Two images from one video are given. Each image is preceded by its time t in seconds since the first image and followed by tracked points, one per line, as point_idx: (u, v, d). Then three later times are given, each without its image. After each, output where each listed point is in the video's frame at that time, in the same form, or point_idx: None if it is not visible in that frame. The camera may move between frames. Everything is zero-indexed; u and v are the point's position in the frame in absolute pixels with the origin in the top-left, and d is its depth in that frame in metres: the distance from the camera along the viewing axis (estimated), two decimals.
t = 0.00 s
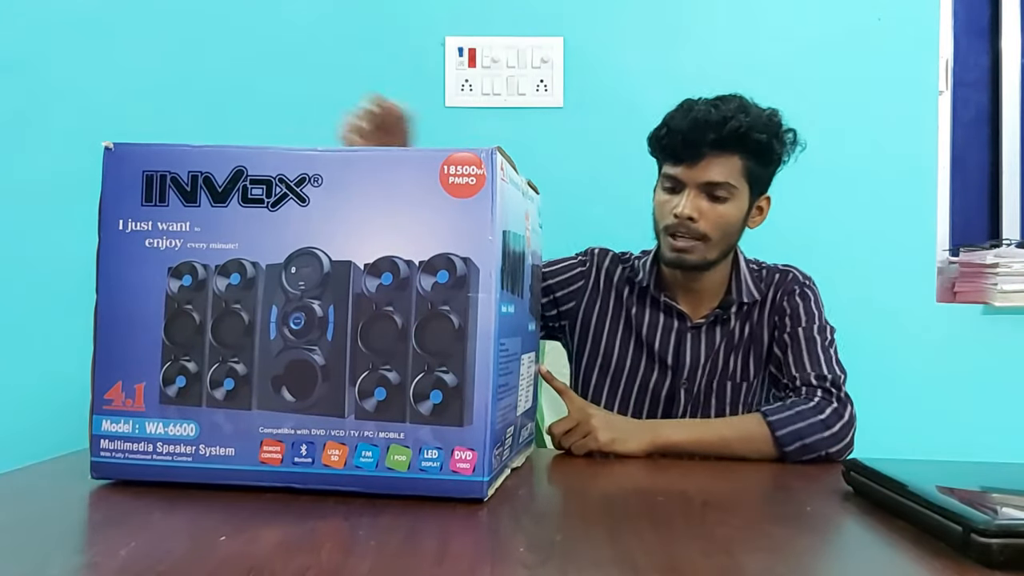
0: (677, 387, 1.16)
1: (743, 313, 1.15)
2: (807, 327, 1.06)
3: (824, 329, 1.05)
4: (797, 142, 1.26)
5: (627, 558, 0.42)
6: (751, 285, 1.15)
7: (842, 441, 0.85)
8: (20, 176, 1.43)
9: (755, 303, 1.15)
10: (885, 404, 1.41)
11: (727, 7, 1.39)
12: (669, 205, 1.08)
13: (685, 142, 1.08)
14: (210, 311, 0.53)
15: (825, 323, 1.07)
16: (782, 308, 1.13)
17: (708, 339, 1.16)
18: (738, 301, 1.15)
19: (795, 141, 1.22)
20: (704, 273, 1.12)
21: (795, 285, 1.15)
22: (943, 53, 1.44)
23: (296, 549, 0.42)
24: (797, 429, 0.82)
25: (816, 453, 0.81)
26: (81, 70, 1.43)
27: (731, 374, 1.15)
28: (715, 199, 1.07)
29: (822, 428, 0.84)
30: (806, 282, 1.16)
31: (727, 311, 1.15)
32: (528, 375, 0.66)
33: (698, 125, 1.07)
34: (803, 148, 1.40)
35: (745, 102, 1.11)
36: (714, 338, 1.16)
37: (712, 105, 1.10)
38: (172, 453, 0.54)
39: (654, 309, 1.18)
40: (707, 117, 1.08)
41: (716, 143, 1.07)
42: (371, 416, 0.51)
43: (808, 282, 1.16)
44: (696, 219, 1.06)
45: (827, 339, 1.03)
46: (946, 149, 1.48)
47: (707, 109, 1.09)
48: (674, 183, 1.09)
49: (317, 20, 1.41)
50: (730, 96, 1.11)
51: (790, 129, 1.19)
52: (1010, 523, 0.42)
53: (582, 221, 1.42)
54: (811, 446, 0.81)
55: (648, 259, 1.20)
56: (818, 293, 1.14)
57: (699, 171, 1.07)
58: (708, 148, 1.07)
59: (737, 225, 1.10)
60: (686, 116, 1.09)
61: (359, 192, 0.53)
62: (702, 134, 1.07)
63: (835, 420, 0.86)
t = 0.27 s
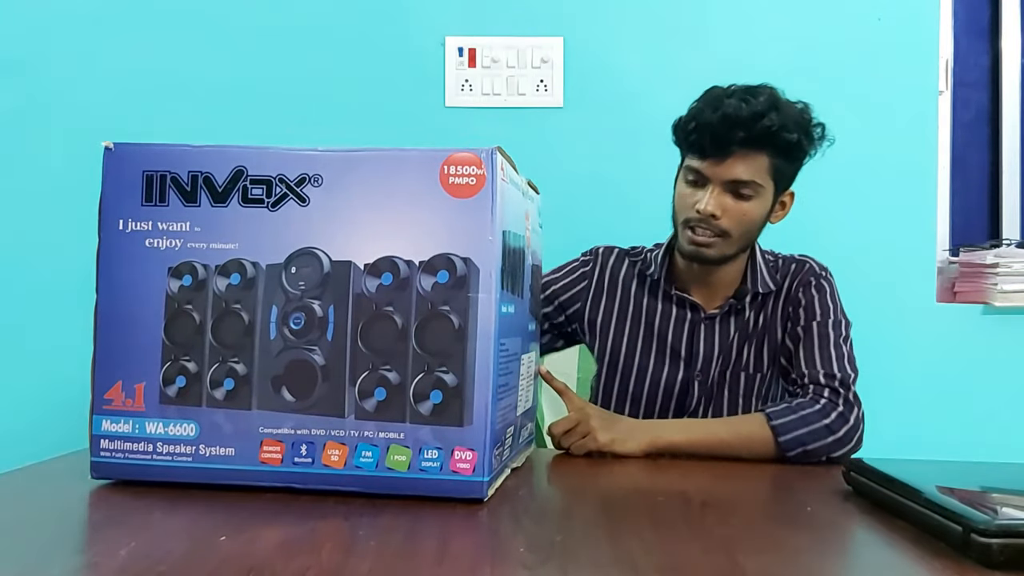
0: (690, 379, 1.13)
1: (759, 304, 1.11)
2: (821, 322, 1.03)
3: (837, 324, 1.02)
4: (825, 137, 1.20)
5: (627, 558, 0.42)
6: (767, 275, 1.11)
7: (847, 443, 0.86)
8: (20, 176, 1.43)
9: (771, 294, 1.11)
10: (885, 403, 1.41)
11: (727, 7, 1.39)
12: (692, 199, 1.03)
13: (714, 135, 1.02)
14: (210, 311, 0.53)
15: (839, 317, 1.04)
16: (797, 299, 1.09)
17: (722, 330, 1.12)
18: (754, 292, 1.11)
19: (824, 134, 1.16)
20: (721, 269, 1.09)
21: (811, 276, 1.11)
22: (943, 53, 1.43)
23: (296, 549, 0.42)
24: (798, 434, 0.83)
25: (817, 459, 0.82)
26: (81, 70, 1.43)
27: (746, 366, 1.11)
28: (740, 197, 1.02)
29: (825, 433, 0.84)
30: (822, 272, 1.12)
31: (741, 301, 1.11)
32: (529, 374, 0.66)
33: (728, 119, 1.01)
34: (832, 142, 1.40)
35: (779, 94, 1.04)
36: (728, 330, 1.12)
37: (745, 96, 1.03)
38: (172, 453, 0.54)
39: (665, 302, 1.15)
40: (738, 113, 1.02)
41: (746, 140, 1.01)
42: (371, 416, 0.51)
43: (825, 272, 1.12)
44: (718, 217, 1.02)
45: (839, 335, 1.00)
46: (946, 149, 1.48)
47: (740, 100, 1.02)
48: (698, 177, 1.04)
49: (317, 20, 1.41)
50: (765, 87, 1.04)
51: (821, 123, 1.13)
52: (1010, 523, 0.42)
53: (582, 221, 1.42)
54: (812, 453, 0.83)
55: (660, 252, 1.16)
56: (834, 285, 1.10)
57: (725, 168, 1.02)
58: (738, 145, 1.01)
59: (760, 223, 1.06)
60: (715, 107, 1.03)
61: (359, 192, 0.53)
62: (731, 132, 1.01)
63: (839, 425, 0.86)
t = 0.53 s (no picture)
0: (693, 378, 1.12)
1: (759, 300, 1.11)
2: (825, 318, 1.02)
3: (843, 321, 1.02)
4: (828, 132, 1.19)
5: (627, 558, 0.42)
6: (768, 273, 1.11)
7: (852, 439, 0.86)
8: (20, 176, 1.42)
9: (772, 290, 1.11)
10: (885, 403, 1.41)
11: (727, 7, 1.39)
12: (692, 196, 1.02)
13: (715, 134, 1.00)
14: (210, 311, 0.53)
15: (846, 315, 1.03)
16: (800, 296, 1.09)
17: (724, 328, 1.12)
18: (754, 288, 1.11)
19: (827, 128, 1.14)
20: (721, 265, 1.08)
21: (815, 273, 1.10)
22: (943, 53, 1.43)
23: (296, 549, 0.42)
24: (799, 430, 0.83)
25: (819, 456, 0.82)
26: (81, 70, 1.43)
27: (749, 364, 1.11)
28: (740, 195, 1.01)
29: (827, 430, 0.84)
30: (827, 270, 1.10)
31: (742, 297, 1.11)
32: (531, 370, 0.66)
33: (729, 118, 0.99)
34: (836, 136, 1.39)
35: (781, 91, 1.02)
36: (730, 327, 1.12)
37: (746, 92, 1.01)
38: (172, 453, 0.54)
39: (666, 303, 1.14)
40: (739, 110, 0.99)
41: (746, 139, 1.00)
42: (371, 416, 0.51)
43: (830, 269, 1.11)
44: (719, 215, 1.01)
45: (844, 332, 0.99)
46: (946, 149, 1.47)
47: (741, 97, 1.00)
48: (698, 174, 1.02)
49: (316, 20, 1.41)
50: (766, 83, 1.02)
51: (824, 117, 1.12)
52: (1010, 523, 0.42)
53: (582, 222, 1.42)
54: (814, 450, 0.82)
55: (659, 250, 1.16)
56: (839, 282, 1.09)
57: (726, 167, 1.00)
58: (738, 143, 1.00)
59: (760, 220, 1.05)
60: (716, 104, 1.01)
61: (359, 192, 0.53)
62: (733, 130, 0.99)
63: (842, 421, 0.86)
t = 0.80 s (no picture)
0: (693, 379, 1.13)
1: (760, 301, 1.11)
2: (829, 322, 1.01)
3: (847, 324, 1.00)
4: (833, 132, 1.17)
5: (627, 558, 0.42)
6: (770, 274, 1.11)
7: (853, 446, 0.85)
8: (20, 176, 1.42)
9: (774, 291, 1.11)
10: (885, 403, 1.41)
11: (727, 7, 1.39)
12: (689, 196, 1.02)
13: (711, 133, 1.00)
14: (210, 310, 0.53)
15: (851, 318, 1.01)
16: (803, 298, 1.08)
17: (724, 330, 1.12)
18: (755, 289, 1.11)
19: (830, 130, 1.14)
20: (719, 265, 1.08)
21: (819, 274, 1.09)
22: (943, 53, 1.43)
23: (296, 549, 0.42)
24: (802, 436, 0.81)
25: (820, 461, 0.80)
26: (81, 70, 1.43)
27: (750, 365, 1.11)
28: (736, 194, 1.01)
29: (829, 436, 0.82)
30: (832, 270, 1.09)
31: (742, 299, 1.11)
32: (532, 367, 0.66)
33: (726, 117, 0.99)
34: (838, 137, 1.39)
35: (779, 90, 1.02)
36: (731, 329, 1.12)
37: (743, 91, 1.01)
38: (172, 453, 0.54)
39: (666, 303, 1.14)
40: (736, 109, 0.99)
41: (743, 139, 0.99)
42: (371, 415, 0.51)
43: (835, 270, 1.09)
44: (715, 215, 1.01)
45: (848, 336, 0.98)
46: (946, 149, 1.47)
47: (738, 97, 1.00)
48: (695, 173, 1.02)
49: (316, 20, 1.41)
50: (764, 81, 1.02)
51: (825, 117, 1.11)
52: (1010, 523, 0.42)
53: (582, 222, 1.42)
54: (815, 455, 0.80)
55: (658, 250, 1.16)
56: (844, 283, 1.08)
57: (722, 166, 1.00)
58: (734, 142, 1.00)
59: (758, 220, 1.05)
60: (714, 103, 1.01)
61: (359, 192, 0.53)
62: (729, 130, 0.99)
63: (843, 427, 0.85)
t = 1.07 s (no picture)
0: (681, 378, 1.12)
1: (750, 300, 1.10)
2: (815, 321, 0.97)
3: (835, 325, 0.96)
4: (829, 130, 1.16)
5: (627, 558, 0.41)
6: (763, 272, 1.09)
7: (830, 451, 0.78)
8: (20, 175, 1.42)
9: (765, 291, 1.09)
10: (885, 402, 1.41)
11: (727, 7, 1.39)
12: (681, 192, 1.01)
13: (706, 128, 0.98)
14: (209, 310, 0.53)
15: (840, 320, 0.97)
16: (793, 297, 1.05)
17: (713, 329, 1.11)
18: (745, 289, 1.09)
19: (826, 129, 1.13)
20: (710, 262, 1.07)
21: (812, 274, 1.06)
22: (943, 53, 1.43)
23: (296, 549, 0.42)
24: (780, 438, 0.76)
25: (798, 465, 0.74)
26: (82, 70, 1.43)
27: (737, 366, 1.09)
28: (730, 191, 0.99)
29: (807, 439, 0.76)
30: (826, 272, 1.07)
31: (732, 298, 1.10)
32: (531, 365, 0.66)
33: (721, 113, 0.97)
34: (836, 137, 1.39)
35: (776, 86, 1.00)
36: (720, 328, 1.10)
37: (739, 87, 0.99)
38: (172, 453, 0.54)
39: (656, 301, 1.13)
40: (731, 105, 0.98)
41: (737, 135, 0.98)
42: (371, 415, 0.51)
43: (829, 271, 1.07)
44: (707, 211, 0.99)
45: (835, 337, 0.94)
46: (946, 149, 1.47)
47: (734, 92, 0.98)
48: (688, 169, 1.01)
49: (317, 20, 1.41)
50: (761, 77, 1.00)
51: (821, 116, 1.09)
52: (1010, 523, 0.42)
53: (581, 222, 1.42)
54: (792, 459, 0.74)
55: (652, 249, 1.16)
56: (837, 285, 1.04)
57: (715, 163, 0.98)
58: (729, 139, 0.98)
59: (750, 218, 1.03)
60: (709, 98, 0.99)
61: (359, 193, 0.53)
62: (723, 125, 0.97)
63: (823, 430, 0.79)
